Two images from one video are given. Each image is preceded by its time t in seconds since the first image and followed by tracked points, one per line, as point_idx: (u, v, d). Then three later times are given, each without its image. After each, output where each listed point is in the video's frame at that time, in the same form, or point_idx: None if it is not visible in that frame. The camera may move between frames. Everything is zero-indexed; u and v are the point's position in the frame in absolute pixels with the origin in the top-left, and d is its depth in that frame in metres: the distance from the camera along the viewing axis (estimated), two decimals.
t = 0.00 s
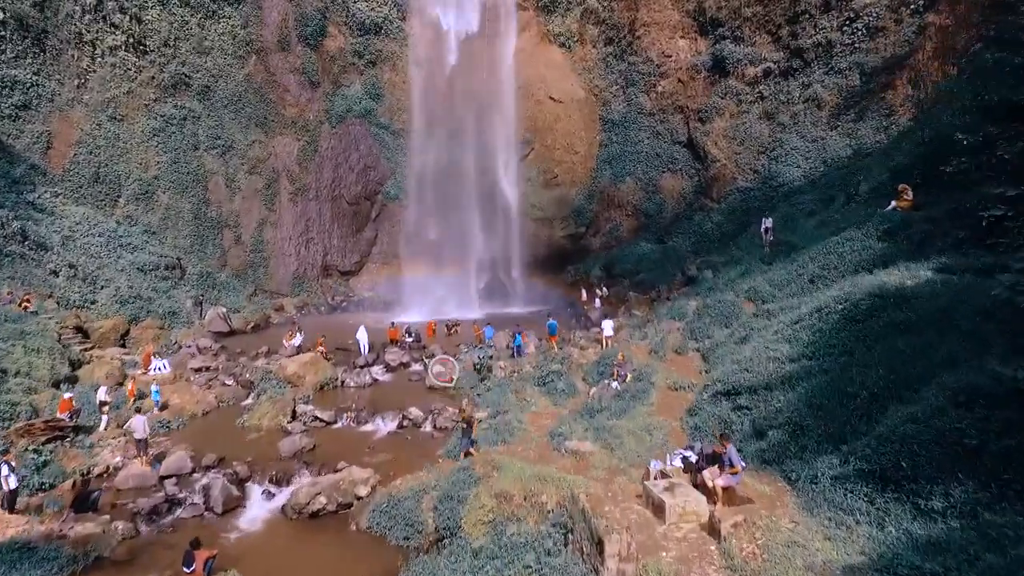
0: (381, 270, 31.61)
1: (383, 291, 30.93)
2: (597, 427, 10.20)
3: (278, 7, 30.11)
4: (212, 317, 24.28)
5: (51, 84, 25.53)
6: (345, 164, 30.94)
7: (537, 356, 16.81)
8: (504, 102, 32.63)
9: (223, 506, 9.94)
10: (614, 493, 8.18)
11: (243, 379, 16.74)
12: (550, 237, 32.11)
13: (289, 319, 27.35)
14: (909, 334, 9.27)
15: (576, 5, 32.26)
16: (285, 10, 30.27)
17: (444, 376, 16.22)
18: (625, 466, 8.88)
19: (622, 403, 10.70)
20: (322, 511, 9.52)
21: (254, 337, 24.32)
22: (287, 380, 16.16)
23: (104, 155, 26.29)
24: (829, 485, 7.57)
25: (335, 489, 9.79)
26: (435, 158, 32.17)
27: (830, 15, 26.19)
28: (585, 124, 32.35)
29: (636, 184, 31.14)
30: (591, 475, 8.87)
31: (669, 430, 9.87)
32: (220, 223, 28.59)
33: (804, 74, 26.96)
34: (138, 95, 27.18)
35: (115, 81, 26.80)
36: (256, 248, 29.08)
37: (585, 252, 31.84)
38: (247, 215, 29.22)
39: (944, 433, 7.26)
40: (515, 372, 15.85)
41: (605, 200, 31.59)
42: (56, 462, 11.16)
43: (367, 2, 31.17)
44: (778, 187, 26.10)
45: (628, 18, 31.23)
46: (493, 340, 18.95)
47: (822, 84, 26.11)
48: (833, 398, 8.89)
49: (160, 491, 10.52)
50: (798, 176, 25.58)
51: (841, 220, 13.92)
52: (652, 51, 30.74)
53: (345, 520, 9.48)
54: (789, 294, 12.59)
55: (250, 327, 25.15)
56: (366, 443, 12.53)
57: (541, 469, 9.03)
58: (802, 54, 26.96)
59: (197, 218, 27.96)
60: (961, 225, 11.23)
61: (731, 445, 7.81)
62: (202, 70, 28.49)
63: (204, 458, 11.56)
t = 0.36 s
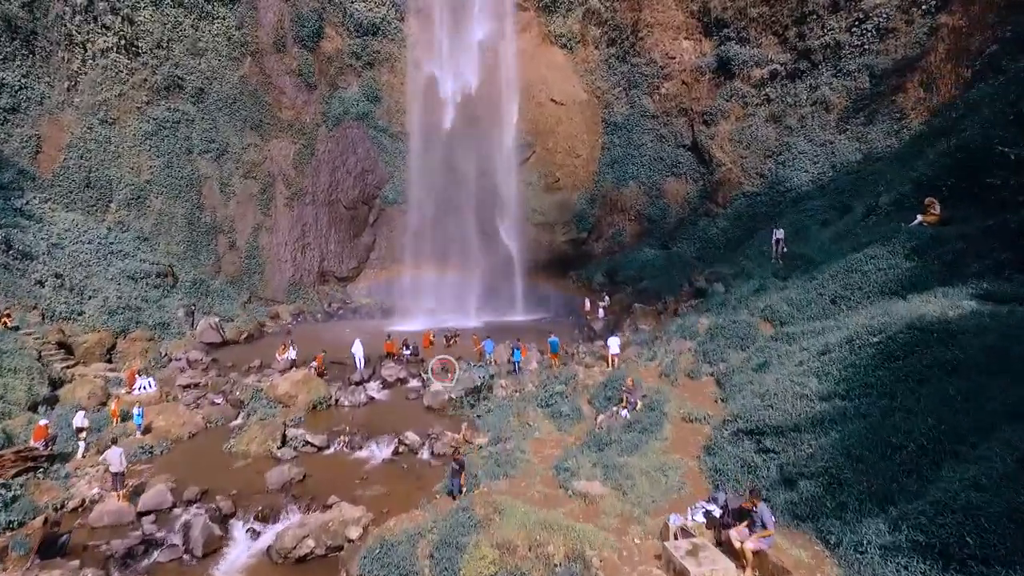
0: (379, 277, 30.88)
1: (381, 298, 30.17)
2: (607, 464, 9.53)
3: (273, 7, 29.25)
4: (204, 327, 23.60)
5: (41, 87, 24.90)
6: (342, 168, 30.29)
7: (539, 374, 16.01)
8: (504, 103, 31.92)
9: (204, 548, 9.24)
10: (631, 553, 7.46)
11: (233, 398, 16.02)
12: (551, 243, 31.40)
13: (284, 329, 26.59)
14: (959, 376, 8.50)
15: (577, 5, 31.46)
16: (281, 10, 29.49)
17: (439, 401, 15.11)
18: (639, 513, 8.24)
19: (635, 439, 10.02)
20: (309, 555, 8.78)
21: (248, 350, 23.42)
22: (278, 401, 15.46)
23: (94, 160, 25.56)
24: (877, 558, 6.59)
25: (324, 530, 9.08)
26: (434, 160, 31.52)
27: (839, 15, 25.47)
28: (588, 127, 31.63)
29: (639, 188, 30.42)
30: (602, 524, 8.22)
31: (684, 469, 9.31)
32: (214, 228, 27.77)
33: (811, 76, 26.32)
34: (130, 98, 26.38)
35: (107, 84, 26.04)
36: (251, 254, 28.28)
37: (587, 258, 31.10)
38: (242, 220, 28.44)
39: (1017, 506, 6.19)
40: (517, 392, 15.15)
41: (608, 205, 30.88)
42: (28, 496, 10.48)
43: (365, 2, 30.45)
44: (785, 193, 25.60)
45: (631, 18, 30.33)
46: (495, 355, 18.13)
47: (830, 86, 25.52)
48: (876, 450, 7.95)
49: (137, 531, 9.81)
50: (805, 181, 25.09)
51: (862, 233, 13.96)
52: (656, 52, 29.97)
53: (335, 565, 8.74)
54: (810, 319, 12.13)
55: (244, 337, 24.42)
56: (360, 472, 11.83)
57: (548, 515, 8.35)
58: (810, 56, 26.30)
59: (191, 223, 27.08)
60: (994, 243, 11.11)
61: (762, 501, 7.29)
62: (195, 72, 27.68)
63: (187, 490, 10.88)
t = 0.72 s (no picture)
0: (377, 283, 30.22)
1: (380, 304, 29.54)
2: (620, 503, 8.95)
3: (269, 7, 28.33)
4: (198, 335, 22.98)
5: (32, 89, 24.63)
6: (341, 172, 29.59)
7: (544, 392, 15.31)
8: (505, 118, 31.23)
9: None
10: None
11: (224, 415, 15.40)
12: (553, 248, 30.73)
13: (281, 337, 25.62)
14: (1015, 423, 7.56)
15: (580, 6, 30.89)
16: (277, 8, 28.54)
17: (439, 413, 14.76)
18: (657, 562, 7.68)
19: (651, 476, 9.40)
20: None
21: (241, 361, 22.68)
22: (270, 419, 14.85)
23: (86, 165, 25.11)
24: None
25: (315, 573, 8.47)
26: (436, 181, 30.89)
27: (847, 15, 24.88)
28: (590, 130, 30.94)
29: (643, 192, 29.80)
30: (616, 573, 7.66)
31: (703, 509, 8.75)
32: (210, 234, 26.94)
33: (818, 78, 25.65)
34: (123, 101, 25.83)
35: (100, 86, 25.53)
36: (247, 261, 27.33)
37: (590, 264, 30.43)
38: (238, 225, 27.49)
39: None
40: (519, 410, 14.52)
41: (611, 209, 30.25)
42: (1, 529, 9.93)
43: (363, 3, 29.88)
44: (793, 198, 25.03)
45: (634, 19, 29.81)
46: (496, 369, 17.49)
47: (838, 89, 24.94)
48: (923, 505, 7.21)
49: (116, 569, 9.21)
50: (813, 186, 24.55)
51: (883, 250, 13.31)
52: (659, 54, 29.44)
53: None
54: (834, 341, 11.51)
55: (238, 347, 23.75)
56: (356, 501, 11.23)
57: (558, 562, 7.75)
58: (817, 57, 25.62)
59: (185, 228, 26.42)
60: None
61: (797, 563, 7.06)
62: (190, 74, 26.96)
63: (170, 523, 10.25)
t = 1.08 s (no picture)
0: (377, 288, 29.71)
1: (379, 310, 28.92)
2: (635, 548, 8.48)
3: (267, 8, 27.91)
4: (192, 346, 22.34)
5: (24, 92, 24.01)
6: (339, 175, 29.04)
7: (549, 411, 14.71)
8: (507, 151, 30.52)
9: None
10: None
11: (217, 435, 14.80)
12: (555, 253, 30.19)
13: (278, 345, 25.01)
14: None
15: (583, 7, 30.07)
16: (275, 10, 28.11)
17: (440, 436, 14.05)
18: None
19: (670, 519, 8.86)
20: None
21: (236, 373, 22.03)
22: (264, 441, 14.23)
23: (78, 170, 24.52)
24: None
25: None
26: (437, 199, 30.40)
27: (856, 18, 24.28)
28: (593, 133, 30.21)
29: (647, 197, 29.16)
30: None
31: (727, 558, 8.19)
32: (206, 240, 26.34)
33: (827, 81, 25.02)
34: (117, 104, 25.18)
35: (93, 89, 24.90)
36: (244, 267, 26.74)
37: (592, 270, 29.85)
38: (234, 230, 26.92)
39: None
40: (524, 431, 13.89)
41: (614, 214, 29.64)
42: None
43: (362, 4, 29.12)
44: (801, 204, 24.49)
45: (638, 21, 29.13)
46: (497, 385, 16.94)
47: (847, 92, 24.34)
48: None
49: None
50: (822, 192, 24.02)
51: (907, 266, 12.87)
52: (663, 56, 28.74)
53: None
54: (861, 368, 11.01)
55: (234, 358, 23.05)
56: (353, 534, 10.68)
57: None
58: (825, 60, 25.01)
59: (181, 234, 25.78)
60: None
61: None
62: (187, 76, 26.44)
63: (155, 561, 9.76)
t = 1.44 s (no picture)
0: (377, 297, 28.88)
1: (377, 317, 28.31)
2: None
3: (264, 11, 27.20)
4: (185, 359, 21.69)
5: (14, 96, 23.43)
6: (338, 181, 28.45)
7: (556, 437, 13.98)
8: (510, 183, 29.81)
9: None
10: None
11: (209, 462, 14.16)
12: (558, 261, 29.51)
13: (274, 356, 24.33)
14: None
15: (587, 9, 29.14)
16: (273, 12, 27.42)
17: (443, 463, 13.41)
18: None
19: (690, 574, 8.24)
20: None
21: (231, 389, 21.34)
22: (258, 469, 13.57)
23: (71, 177, 23.87)
24: None
25: None
26: (438, 205, 29.77)
27: (867, 21, 23.53)
28: (596, 138, 29.52)
29: (652, 204, 28.45)
30: None
31: None
32: (202, 247, 25.60)
33: (837, 86, 24.27)
34: (110, 109, 24.50)
35: (86, 93, 24.22)
36: (241, 275, 26.06)
37: (596, 277, 29.18)
38: (231, 237, 26.22)
39: None
40: (530, 459, 13.24)
41: (618, 220, 28.95)
42: None
43: (362, 6, 28.44)
44: (811, 212, 23.75)
45: (643, 24, 28.29)
46: (500, 408, 16.19)
47: (858, 97, 23.58)
48: None
49: None
50: (832, 200, 23.26)
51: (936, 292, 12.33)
52: (669, 59, 27.98)
53: None
54: (893, 405, 10.62)
55: (229, 372, 22.39)
56: None
57: None
58: (835, 64, 24.27)
59: (176, 241, 25.06)
60: None
61: None
62: (184, 80, 25.72)
63: None
